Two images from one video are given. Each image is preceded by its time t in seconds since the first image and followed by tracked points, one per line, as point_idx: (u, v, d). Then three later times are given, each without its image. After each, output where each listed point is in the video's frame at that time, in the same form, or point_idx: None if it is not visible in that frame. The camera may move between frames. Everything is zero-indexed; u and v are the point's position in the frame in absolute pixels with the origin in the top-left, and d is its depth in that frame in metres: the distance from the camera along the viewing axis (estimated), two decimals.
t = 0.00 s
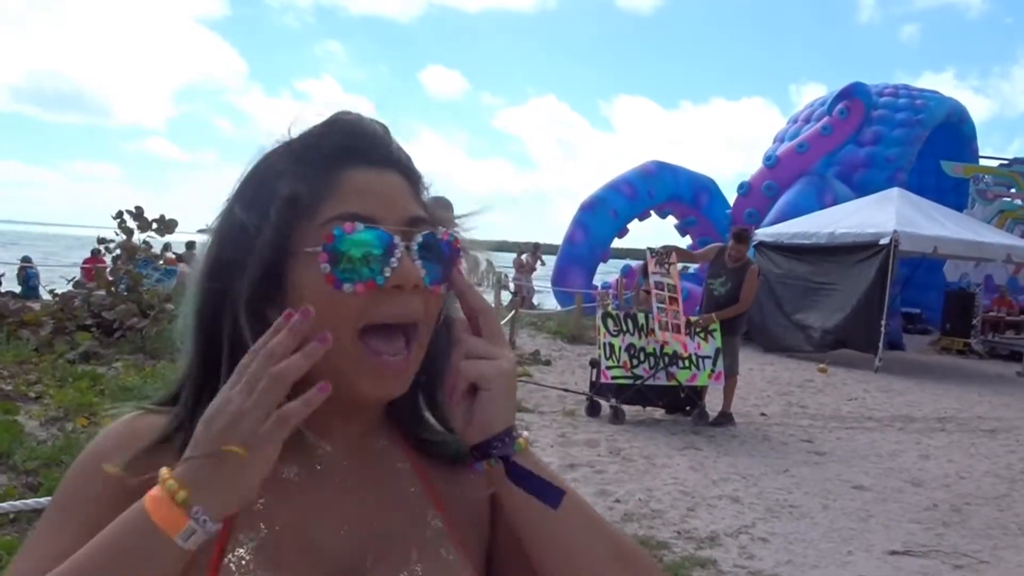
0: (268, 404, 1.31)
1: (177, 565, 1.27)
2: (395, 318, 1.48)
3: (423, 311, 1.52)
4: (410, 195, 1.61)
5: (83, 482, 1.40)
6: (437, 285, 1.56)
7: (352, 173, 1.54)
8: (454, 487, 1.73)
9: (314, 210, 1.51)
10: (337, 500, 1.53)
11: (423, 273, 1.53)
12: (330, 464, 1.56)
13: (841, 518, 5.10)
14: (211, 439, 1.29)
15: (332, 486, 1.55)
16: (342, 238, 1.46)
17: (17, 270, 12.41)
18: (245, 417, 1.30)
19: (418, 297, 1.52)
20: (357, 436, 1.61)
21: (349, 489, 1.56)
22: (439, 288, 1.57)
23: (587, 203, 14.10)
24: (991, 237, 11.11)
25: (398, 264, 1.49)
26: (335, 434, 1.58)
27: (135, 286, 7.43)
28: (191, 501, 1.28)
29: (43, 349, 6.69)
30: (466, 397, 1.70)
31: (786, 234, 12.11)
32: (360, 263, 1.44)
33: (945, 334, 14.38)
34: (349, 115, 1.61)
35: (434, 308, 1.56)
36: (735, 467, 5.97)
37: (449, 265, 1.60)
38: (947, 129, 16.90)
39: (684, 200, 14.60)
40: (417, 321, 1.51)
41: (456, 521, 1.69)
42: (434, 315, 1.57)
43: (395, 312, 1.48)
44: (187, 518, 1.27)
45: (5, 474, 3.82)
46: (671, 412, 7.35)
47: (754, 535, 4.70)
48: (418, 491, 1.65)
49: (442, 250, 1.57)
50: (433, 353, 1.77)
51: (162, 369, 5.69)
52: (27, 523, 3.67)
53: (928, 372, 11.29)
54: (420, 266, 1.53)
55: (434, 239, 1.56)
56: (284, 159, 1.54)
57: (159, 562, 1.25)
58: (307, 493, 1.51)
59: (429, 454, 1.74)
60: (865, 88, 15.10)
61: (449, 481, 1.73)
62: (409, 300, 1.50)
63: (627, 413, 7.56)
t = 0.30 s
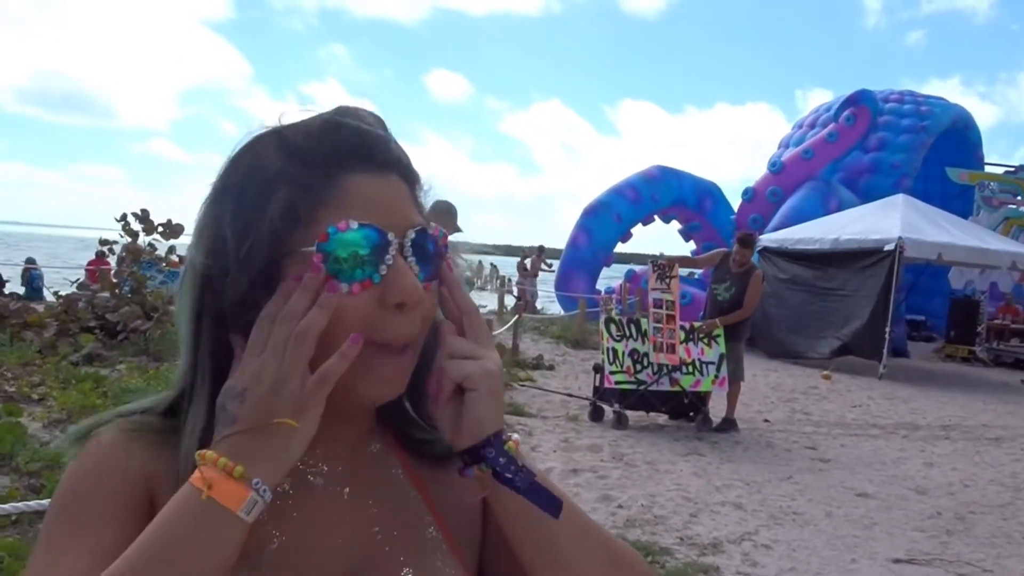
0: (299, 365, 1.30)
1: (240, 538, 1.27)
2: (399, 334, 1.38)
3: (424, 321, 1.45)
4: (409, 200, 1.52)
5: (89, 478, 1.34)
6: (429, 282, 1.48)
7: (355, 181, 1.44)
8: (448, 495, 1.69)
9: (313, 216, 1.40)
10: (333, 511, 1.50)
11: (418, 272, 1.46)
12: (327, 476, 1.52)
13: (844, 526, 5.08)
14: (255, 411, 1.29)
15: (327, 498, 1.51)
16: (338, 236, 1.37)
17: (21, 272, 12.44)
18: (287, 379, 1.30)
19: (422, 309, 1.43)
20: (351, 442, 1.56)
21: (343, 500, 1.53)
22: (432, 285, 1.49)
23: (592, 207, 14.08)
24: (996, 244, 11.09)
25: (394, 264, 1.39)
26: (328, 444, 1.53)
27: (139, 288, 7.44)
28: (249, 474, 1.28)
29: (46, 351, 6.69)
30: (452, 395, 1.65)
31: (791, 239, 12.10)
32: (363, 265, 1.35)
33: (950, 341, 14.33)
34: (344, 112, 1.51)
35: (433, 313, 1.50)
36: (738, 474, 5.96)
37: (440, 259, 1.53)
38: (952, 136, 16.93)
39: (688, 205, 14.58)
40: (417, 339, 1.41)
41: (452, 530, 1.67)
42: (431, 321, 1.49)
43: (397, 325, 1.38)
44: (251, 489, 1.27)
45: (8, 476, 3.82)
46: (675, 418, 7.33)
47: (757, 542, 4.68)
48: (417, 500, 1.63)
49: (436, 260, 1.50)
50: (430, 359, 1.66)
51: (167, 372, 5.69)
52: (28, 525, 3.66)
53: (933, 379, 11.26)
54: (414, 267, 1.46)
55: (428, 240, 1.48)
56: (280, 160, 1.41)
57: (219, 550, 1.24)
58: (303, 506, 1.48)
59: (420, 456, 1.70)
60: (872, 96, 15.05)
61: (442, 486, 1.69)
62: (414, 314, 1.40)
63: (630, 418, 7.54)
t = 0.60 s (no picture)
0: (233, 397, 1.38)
1: None
2: (347, 329, 1.40)
3: (382, 313, 1.43)
4: (383, 191, 1.54)
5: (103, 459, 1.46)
6: (394, 277, 1.46)
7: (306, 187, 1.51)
8: (487, 518, 1.53)
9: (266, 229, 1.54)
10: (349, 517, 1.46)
11: (367, 266, 1.44)
12: (350, 484, 1.50)
13: (850, 533, 5.05)
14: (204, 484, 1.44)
15: (351, 505, 1.48)
16: (281, 237, 1.46)
17: (26, 273, 12.43)
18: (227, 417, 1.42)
19: (379, 301, 1.43)
20: (376, 450, 1.54)
21: (369, 513, 1.48)
22: (400, 280, 1.46)
23: (597, 212, 14.10)
24: (1003, 251, 11.05)
25: (331, 260, 1.44)
26: (353, 453, 1.52)
27: (144, 289, 7.45)
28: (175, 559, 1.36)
29: (51, 352, 6.69)
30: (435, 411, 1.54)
31: (797, 245, 12.05)
32: (294, 264, 1.43)
33: (956, 348, 14.28)
34: (331, 106, 1.58)
35: (415, 309, 1.48)
36: (743, 480, 5.93)
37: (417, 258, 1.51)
38: (959, 144, 16.92)
39: (694, 210, 14.56)
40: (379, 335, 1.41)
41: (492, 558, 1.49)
42: (410, 315, 1.46)
43: (350, 320, 1.40)
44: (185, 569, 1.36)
45: (12, 476, 3.80)
46: (680, 423, 7.30)
47: (761, 548, 4.66)
48: (447, 524, 1.50)
49: (406, 259, 1.48)
50: (440, 364, 1.65)
51: (170, 374, 5.69)
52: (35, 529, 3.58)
53: (939, 386, 11.21)
54: (362, 259, 1.45)
55: (381, 228, 1.47)
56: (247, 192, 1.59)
57: None
58: (319, 514, 1.46)
59: (456, 470, 1.58)
60: (879, 100, 15.10)
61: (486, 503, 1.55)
62: (365, 305, 1.42)
63: (635, 423, 7.52)
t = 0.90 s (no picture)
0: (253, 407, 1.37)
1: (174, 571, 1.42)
2: (373, 346, 1.41)
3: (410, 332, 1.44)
4: (415, 201, 1.52)
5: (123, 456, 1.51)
6: (424, 296, 1.46)
7: (342, 198, 1.50)
8: (504, 523, 1.53)
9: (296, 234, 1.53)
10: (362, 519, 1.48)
11: (398, 286, 1.45)
12: (365, 485, 1.51)
13: (855, 535, 5.04)
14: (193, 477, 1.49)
15: (364, 508, 1.49)
16: (309, 247, 1.47)
17: (32, 273, 12.45)
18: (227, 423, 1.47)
19: (406, 320, 1.44)
20: (393, 451, 1.54)
21: (382, 512, 1.49)
22: (430, 298, 1.47)
23: (605, 215, 14.12)
24: (1011, 254, 11.02)
25: (360, 275, 1.44)
26: (371, 453, 1.52)
27: (150, 290, 7.46)
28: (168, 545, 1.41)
29: (57, 352, 6.70)
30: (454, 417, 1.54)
31: (804, 247, 12.02)
32: (323, 273, 1.43)
33: (963, 351, 14.22)
34: (367, 105, 1.55)
35: (443, 327, 1.48)
36: (749, 482, 5.92)
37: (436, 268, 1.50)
38: (967, 146, 16.87)
39: (702, 214, 14.53)
40: (405, 354, 1.42)
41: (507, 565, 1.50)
42: (438, 334, 1.46)
43: (376, 337, 1.41)
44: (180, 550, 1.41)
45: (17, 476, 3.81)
46: (686, 425, 7.28)
47: (767, 550, 4.65)
48: (457, 529, 1.50)
49: (438, 273, 1.48)
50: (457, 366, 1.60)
51: (175, 375, 5.69)
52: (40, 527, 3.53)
53: (946, 389, 11.17)
54: (392, 278, 1.45)
55: (413, 243, 1.47)
56: (276, 188, 1.58)
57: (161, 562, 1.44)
58: (333, 512, 1.47)
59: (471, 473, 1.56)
60: (888, 102, 14.94)
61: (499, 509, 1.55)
62: (391, 324, 1.42)
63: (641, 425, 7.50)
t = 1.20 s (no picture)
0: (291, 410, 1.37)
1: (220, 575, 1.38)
2: (398, 336, 1.40)
3: (434, 323, 1.43)
4: (437, 199, 1.51)
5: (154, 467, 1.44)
6: (446, 287, 1.45)
7: (368, 198, 1.48)
8: (532, 510, 1.51)
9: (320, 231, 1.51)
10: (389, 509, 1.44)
11: (421, 278, 1.44)
12: (393, 478, 1.47)
13: (898, 539, 4.95)
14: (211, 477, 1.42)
15: (393, 501, 1.45)
16: (333, 241, 1.45)
17: (74, 275, 12.63)
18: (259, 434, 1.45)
19: (429, 311, 1.43)
20: (416, 440, 1.52)
21: (410, 504, 1.45)
22: (452, 289, 1.46)
23: (640, 215, 14.09)
24: None
25: (384, 269, 1.43)
26: (396, 445, 1.50)
27: (189, 291, 7.55)
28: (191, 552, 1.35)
29: (100, 352, 6.79)
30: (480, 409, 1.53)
31: (842, 247, 11.85)
32: (348, 268, 1.42)
33: (1005, 352, 13.96)
34: (389, 108, 1.54)
35: (466, 318, 1.47)
36: (788, 484, 5.85)
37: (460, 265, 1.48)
38: (1008, 142, 16.56)
39: (738, 214, 14.39)
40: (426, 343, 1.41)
41: (535, 552, 1.46)
42: (462, 325, 1.46)
43: (400, 329, 1.40)
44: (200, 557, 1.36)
45: (61, 474, 3.86)
46: (723, 427, 7.21)
47: (807, 554, 4.58)
48: (486, 515, 1.47)
49: (459, 265, 1.46)
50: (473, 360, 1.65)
51: (214, 375, 5.74)
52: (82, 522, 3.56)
53: (988, 391, 10.97)
54: (415, 271, 1.44)
55: (433, 237, 1.45)
56: (301, 190, 1.57)
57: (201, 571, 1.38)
58: (359, 506, 1.43)
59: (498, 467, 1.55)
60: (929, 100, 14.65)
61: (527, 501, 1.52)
62: (415, 316, 1.42)
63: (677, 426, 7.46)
